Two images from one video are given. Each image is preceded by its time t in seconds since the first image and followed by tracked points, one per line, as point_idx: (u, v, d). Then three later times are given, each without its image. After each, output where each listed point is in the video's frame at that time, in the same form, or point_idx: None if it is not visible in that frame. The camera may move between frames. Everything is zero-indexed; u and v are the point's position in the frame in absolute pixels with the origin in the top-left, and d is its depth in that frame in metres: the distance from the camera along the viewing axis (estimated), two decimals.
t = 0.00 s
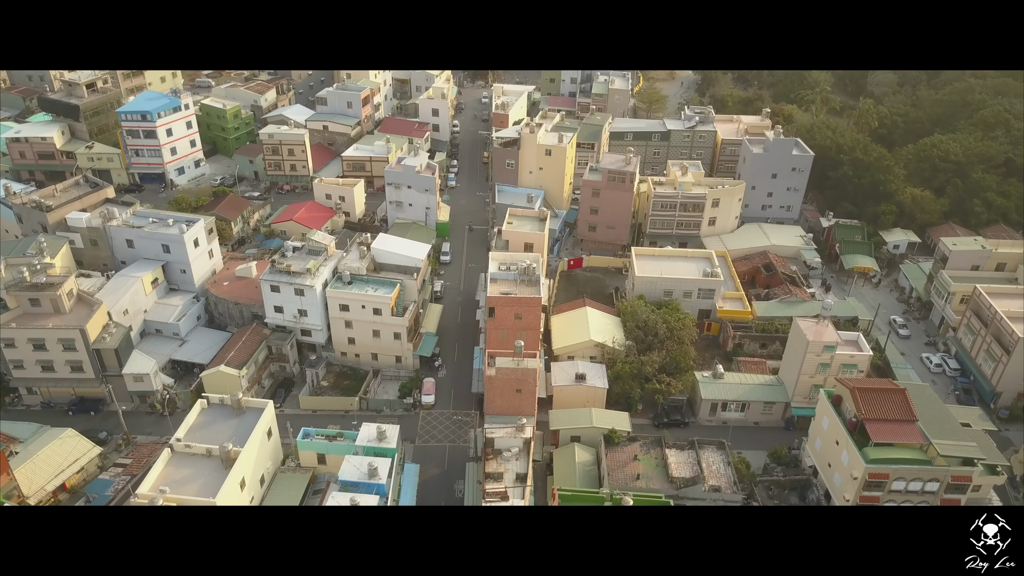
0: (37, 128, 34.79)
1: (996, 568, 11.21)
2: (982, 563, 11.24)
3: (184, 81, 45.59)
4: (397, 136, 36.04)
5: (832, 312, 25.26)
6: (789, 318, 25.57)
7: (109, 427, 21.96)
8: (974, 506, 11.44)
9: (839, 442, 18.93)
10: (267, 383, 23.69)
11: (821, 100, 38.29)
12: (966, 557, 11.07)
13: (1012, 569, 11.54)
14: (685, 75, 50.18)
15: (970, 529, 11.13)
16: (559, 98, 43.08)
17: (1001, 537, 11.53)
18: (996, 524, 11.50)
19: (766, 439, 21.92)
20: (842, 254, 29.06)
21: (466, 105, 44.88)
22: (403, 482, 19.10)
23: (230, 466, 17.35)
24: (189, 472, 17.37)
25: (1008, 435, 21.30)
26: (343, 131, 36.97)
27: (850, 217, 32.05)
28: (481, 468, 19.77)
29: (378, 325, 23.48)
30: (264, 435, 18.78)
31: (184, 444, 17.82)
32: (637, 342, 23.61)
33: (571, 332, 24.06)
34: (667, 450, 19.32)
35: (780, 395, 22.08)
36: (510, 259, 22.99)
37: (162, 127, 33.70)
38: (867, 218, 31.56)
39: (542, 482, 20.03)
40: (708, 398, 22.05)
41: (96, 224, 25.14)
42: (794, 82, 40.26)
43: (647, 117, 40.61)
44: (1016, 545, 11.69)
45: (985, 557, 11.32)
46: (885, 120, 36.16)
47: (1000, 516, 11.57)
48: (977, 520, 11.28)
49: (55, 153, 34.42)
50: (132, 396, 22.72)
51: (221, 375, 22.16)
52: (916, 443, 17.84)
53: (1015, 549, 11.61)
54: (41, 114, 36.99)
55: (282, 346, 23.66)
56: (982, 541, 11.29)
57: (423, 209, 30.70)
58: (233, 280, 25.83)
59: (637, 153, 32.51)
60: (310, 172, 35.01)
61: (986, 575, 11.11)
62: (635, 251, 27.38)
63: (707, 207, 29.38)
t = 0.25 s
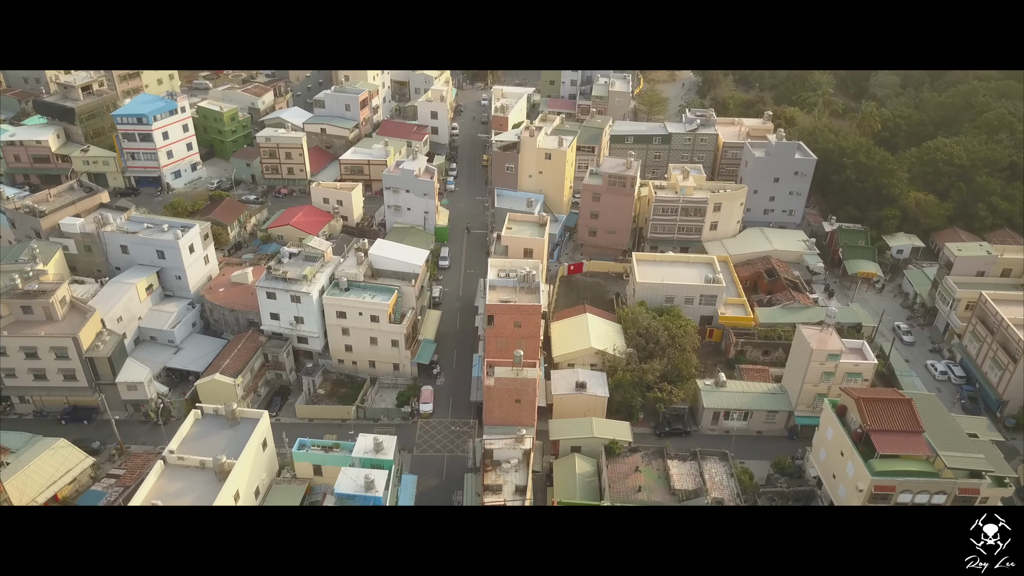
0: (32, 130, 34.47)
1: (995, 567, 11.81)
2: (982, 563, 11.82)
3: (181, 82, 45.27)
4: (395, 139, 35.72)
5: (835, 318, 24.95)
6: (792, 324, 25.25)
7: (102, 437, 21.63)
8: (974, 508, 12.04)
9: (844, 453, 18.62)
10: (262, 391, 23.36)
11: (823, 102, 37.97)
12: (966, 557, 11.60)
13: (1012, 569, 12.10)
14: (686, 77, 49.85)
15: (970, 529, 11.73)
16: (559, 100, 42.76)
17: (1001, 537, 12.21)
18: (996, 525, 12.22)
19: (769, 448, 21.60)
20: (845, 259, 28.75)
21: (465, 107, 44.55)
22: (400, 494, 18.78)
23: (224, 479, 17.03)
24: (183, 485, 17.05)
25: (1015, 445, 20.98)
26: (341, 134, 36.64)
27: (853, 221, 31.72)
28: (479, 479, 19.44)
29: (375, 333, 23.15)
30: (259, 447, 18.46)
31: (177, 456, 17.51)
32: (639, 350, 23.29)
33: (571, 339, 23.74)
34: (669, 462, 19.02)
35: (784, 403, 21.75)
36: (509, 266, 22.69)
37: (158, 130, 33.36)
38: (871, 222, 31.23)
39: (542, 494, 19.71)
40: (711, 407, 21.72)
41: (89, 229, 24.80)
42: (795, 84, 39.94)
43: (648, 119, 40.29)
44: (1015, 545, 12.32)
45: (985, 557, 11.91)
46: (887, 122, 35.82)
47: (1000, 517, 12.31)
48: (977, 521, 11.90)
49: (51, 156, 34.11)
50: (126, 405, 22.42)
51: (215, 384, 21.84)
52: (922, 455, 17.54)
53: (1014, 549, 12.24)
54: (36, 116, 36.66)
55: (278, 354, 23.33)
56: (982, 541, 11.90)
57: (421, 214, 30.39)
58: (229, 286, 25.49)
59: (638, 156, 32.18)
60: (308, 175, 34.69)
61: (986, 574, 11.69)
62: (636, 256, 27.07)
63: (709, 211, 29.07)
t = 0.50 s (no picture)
0: (27, 133, 34.20)
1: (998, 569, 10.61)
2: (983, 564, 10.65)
3: (179, 85, 45.00)
4: (393, 142, 35.41)
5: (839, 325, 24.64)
6: (795, 331, 24.94)
7: (95, 446, 21.33)
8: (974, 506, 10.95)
9: (849, 465, 18.29)
10: (258, 399, 23.04)
11: (826, 105, 37.68)
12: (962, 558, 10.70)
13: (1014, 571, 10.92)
14: (686, 79, 49.56)
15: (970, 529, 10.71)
16: (559, 102, 42.46)
17: (1003, 537, 10.92)
18: (998, 524, 10.92)
19: (772, 458, 21.27)
20: (848, 265, 28.43)
21: (465, 109, 44.25)
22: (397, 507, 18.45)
23: (218, 492, 16.71)
24: (175, 497, 16.71)
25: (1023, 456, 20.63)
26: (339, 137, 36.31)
27: (856, 225, 31.38)
28: (478, 491, 19.11)
29: (373, 340, 22.83)
30: (254, 458, 18.14)
31: (170, 468, 17.17)
32: (640, 358, 22.96)
33: (572, 346, 23.42)
34: (671, 473, 18.70)
35: (787, 412, 21.43)
36: (509, 273, 22.38)
37: (154, 133, 33.05)
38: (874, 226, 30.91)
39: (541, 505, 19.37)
40: (713, 416, 21.39)
41: (83, 236, 24.55)
42: (797, 86, 39.65)
43: (649, 122, 39.98)
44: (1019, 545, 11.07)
45: (986, 558, 10.72)
46: (890, 125, 35.51)
47: (1002, 516, 10.99)
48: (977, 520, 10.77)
49: (46, 159, 33.86)
50: (120, 414, 22.17)
51: (210, 393, 21.53)
52: (929, 467, 17.24)
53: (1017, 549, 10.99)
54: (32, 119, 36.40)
55: (274, 362, 23.01)
56: (983, 541, 10.72)
57: (420, 218, 30.08)
58: (225, 292, 25.16)
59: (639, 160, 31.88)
60: (305, 179, 34.36)
61: None
62: (637, 262, 26.75)
63: (711, 216, 28.76)
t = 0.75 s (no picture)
0: (22, 137, 33.88)
1: (997, 568, 11.14)
2: (982, 564, 11.17)
3: (176, 87, 44.71)
4: (392, 145, 35.09)
5: (841, 332, 24.36)
6: (798, 338, 24.62)
7: (87, 456, 20.93)
8: (973, 506, 11.46)
9: (854, 477, 17.98)
10: (254, 408, 22.72)
11: (828, 108, 37.38)
12: (964, 556, 11.14)
13: (1013, 570, 11.44)
14: (688, 81, 49.27)
15: (969, 529, 11.21)
16: (560, 105, 42.14)
17: (1001, 537, 11.47)
18: (996, 525, 11.46)
19: (775, 468, 20.95)
20: (851, 270, 28.10)
21: (464, 111, 43.93)
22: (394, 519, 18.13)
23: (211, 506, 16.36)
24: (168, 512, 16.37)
25: None
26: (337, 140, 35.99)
27: (859, 230, 31.06)
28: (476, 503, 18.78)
29: (370, 348, 22.50)
30: (248, 470, 17.81)
31: (163, 482, 16.83)
32: (641, 366, 22.64)
33: (572, 354, 23.11)
34: (673, 485, 18.39)
35: (790, 422, 21.11)
36: (508, 280, 22.06)
37: (149, 136, 32.71)
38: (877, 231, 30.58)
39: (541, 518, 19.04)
40: (715, 426, 21.07)
41: (77, 241, 24.19)
42: (799, 89, 39.34)
43: (649, 124, 39.68)
44: (1017, 545, 11.64)
45: (985, 558, 11.25)
46: (893, 128, 35.20)
47: (999, 516, 11.55)
48: (976, 520, 11.31)
49: (41, 163, 33.55)
50: (113, 423, 21.77)
51: (205, 402, 21.19)
52: (936, 480, 16.93)
53: (1015, 549, 11.55)
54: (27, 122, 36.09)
55: (270, 370, 22.69)
56: (982, 541, 11.25)
57: (418, 222, 29.76)
58: (220, 298, 24.83)
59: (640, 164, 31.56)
60: (303, 182, 34.03)
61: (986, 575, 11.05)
62: (638, 267, 26.43)
63: (712, 220, 28.46)
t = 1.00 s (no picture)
0: (16, 140, 33.54)
1: (997, 567, 11.59)
2: (983, 563, 11.62)
3: (173, 90, 44.36)
4: (390, 148, 34.76)
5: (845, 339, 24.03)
6: (801, 345, 24.29)
7: (80, 467, 20.54)
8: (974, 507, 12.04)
9: (860, 489, 17.64)
10: (250, 417, 22.38)
11: (830, 110, 37.03)
12: (968, 556, 11.53)
13: (1013, 569, 11.91)
14: (688, 83, 48.97)
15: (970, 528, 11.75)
16: (560, 107, 41.80)
17: (1001, 537, 12.04)
18: (995, 524, 12.08)
19: (779, 479, 20.61)
20: (855, 276, 27.77)
21: (463, 114, 43.57)
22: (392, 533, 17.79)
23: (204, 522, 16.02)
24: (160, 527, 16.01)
25: None
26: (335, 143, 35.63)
27: (863, 234, 30.70)
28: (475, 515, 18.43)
29: (367, 356, 22.17)
30: (242, 483, 17.46)
31: (154, 496, 16.47)
32: (642, 374, 22.30)
33: (572, 362, 22.76)
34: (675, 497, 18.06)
35: (794, 432, 20.77)
36: (507, 287, 21.74)
37: (145, 139, 32.38)
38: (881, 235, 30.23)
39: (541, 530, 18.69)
40: (718, 435, 20.73)
41: (70, 247, 23.86)
42: (801, 91, 39.00)
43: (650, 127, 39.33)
44: (1016, 546, 12.16)
45: (985, 557, 11.71)
46: (896, 131, 34.86)
47: (999, 517, 12.18)
48: (976, 520, 11.88)
49: (35, 166, 33.22)
50: (107, 433, 21.40)
51: (199, 411, 20.85)
52: (944, 494, 16.61)
53: (1015, 550, 12.05)
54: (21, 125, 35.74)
55: (266, 379, 22.35)
56: (982, 541, 11.77)
57: (417, 227, 29.42)
58: (215, 305, 24.48)
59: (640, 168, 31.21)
60: (300, 186, 33.70)
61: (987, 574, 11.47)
62: (639, 273, 26.10)
63: (714, 225, 28.12)
